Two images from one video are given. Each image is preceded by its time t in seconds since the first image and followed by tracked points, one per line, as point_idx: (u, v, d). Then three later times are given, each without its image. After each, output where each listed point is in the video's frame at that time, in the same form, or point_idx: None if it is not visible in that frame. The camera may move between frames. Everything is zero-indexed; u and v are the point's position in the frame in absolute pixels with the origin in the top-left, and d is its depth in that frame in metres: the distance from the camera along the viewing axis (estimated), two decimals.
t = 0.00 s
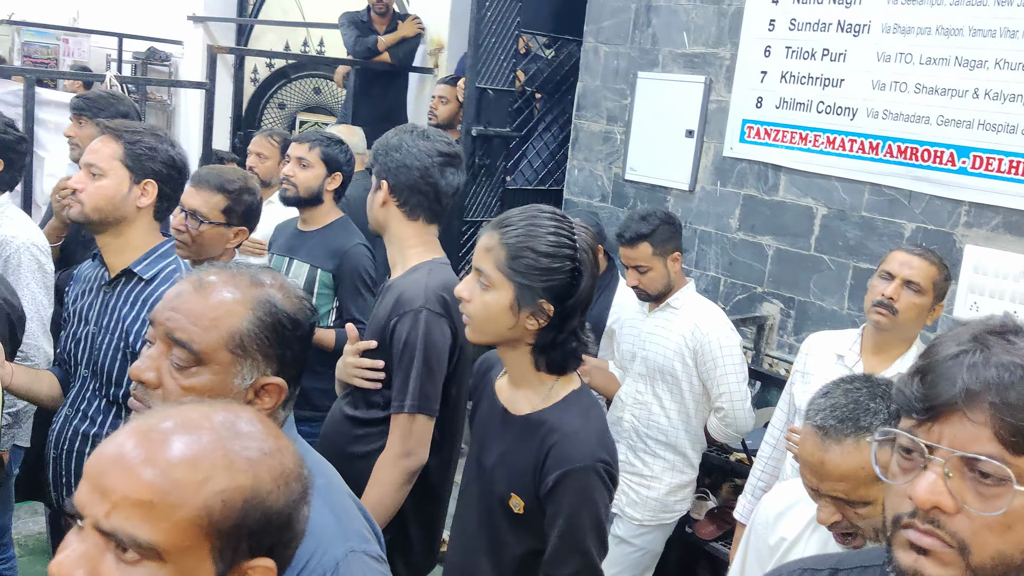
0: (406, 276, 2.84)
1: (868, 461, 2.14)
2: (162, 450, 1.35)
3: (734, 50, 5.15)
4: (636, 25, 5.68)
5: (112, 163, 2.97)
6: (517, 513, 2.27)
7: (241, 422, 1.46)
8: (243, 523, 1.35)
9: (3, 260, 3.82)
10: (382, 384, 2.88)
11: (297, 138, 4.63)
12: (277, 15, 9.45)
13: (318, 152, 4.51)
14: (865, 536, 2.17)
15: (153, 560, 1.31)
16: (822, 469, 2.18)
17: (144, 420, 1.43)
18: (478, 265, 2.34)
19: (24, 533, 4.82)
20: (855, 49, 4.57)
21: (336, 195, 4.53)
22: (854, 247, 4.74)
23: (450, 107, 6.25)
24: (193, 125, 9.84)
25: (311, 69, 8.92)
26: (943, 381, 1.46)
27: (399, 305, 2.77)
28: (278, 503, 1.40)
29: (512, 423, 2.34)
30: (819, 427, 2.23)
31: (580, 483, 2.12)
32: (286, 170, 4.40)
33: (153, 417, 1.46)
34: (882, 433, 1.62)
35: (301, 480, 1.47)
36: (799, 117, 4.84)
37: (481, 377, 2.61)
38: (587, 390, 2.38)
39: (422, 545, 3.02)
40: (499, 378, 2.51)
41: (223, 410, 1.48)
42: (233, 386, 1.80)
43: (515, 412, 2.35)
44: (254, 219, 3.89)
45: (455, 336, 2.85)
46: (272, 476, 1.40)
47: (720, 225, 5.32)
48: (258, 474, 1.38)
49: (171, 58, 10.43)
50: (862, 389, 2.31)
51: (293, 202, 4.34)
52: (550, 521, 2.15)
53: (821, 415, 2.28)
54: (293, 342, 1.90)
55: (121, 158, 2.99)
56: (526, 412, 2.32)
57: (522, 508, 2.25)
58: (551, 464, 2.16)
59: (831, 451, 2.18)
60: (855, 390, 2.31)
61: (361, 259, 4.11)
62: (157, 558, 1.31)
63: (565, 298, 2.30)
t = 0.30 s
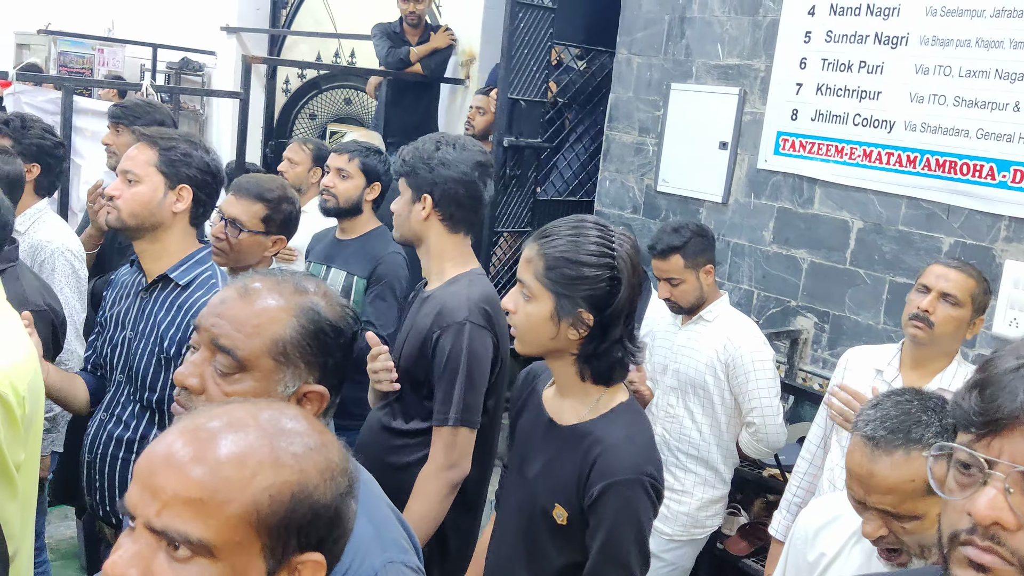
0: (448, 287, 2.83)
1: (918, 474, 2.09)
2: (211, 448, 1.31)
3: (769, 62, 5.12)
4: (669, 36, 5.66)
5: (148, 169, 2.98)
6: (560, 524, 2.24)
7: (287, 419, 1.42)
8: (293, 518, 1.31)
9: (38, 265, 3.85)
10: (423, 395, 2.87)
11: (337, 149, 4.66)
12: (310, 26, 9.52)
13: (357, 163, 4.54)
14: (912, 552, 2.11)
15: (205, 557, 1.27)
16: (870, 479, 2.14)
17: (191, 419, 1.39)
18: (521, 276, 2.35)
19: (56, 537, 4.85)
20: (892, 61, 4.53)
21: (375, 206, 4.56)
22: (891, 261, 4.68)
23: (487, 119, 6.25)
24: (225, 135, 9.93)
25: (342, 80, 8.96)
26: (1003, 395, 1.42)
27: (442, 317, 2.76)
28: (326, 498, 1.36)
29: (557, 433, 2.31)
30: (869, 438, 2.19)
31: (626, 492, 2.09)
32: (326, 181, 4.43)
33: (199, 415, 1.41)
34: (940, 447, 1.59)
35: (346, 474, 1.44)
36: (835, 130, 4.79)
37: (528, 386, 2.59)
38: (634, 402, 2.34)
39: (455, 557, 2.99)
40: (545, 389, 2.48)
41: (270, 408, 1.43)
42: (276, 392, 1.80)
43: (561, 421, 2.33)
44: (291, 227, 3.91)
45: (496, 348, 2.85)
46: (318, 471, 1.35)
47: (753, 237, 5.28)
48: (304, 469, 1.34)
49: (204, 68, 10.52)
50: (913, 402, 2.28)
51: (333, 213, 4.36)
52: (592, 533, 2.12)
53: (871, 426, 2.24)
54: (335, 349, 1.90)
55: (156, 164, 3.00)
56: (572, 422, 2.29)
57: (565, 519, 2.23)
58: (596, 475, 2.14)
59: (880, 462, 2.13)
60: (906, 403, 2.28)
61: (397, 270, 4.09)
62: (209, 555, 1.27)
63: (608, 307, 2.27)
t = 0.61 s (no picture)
0: (499, 297, 2.85)
1: (972, 489, 2.03)
2: (240, 444, 1.22)
3: (807, 71, 5.07)
4: (705, 45, 5.62)
5: (187, 173, 2.99)
6: (610, 533, 2.18)
7: (318, 413, 1.32)
8: (322, 514, 1.22)
9: (74, 269, 3.87)
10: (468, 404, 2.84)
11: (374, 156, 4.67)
12: (343, 35, 9.58)
13: (397, 170, 4.54)
14: (960, 568, 2.06)
15: (235, 555, 1.19)
16: (921, 495, 2.09)
17: (222, 416, 1.30)
18: (567, 285, 2.31)
19: (88, 540, 4.87)
20: (934, 71, 4.47)
21: (411, 213, 4.57)
22: (931, 273, 4.62)
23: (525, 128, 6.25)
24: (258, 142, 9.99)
25: (374, 89, 8.98)
26: None
27: (498, 325, 2.77)
28: (356, 492, 1.26)
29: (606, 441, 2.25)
30: (920, 452, 2.14)
31: (683, 503, 2.04)
32: (364, 188, 4.44)
33: (232, 410, 1.33)
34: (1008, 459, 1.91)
35: (378, 467, 1.33)
36: (875, 140, 4.73)
37: (568, 391, 2.53)
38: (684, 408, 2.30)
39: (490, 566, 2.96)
40: (590, 397, 2.43)
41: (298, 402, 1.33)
42: (323, 396, 1.78)
43: (609, 429, 2.27)
44: (329, 233, 3.93)
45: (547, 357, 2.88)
46: (348, 465, 1.25)
47: (789, 248, 5.23)
48: (333, 464, 1.24)
49: (238, 76, 10.61)
50: (967, 415, 2.22)
51: (370, 219, 4.37)
52: (644, 543, 2.07)
53: (923, 439, 2.19)
54: (381, 354, 1.88)
55: (195, 168, 3.00)
56: (622, 430, 2.24)
57: (617, 528, 2.16)
58: (652, 483, 2.09)
59: (931, 477, 2.08)
60: (959, 416, 2.22)
61: (429, 275, 4.08)
62: (238, 553, 1.19)
63: (659, 310, 2.25)
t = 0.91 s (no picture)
0: (551, 302, 2.84)
1: None
2: (301, 438, 1.21)
3: (852, 78, 5.01)
4: (748, 52, 5.58)
5: (238, 175, 3.00)
6: (665, 541, 2.12)
7: (377, 411, 1.30)
8: (382, 511, 1.20)
9: (118, 270, 3.88)
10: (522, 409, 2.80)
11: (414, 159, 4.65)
12: (380, 41, 9.63)
13: (434, 174, 4.53)
14: None
15: (296, 549, 1.16)
16: (974, 515, 2.04)
17: (282, 411, 1.29)
18: (634, 290, 2.21)
19: (126, 539, 4.90)
20: (983, 78, 4.39)
21: (449, 217, 4.56)
22: (978, 284, 4.54)
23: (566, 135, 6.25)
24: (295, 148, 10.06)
25: (410, 96, 9.00)
26: None
27: (559, 330, 2.75)
28: (415, 490, 1.25)
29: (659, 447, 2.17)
30: (968, 473, 2.09)
31: (745, 511, 1.99)
32: (402, 190, 4.43)
33: (290, 407, 1.31)
34: None
35: (437, 467, 1.32)
36: (921, 148, 4.65)
37: (611, 397, 2.41)
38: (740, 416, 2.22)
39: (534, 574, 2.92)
40: (639, 401, 2.32)
41: (354, 399, 1.33)
42: (376, 396, 1.77)
43: (664, 436, 2.17)
44: (372, 236, 3.95)
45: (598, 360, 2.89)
46: (408, 463, 1.24)
47: (832, 257, 5.16)
48: (393, 461, 1.23)
49: (276, 81, 10.68)
50: (1016, 430, 2.16)
51: (408, 221, 4.36)
52: (704, 553, 2.02)
53: (971, 460, 2.13)
54: (433, 355, 1.88)
55: (245, 170, 3.01)
56: (680, 436, 2.15)
57: (674, 536, 2.10)
58: (711, 492, 2.02)
59: (984, 497, 2.03)
60: (1008, 432, 2.16)
61: (469, 280, 4.08)
62: (299, 547, 1.17)
63: (733, 314, 2.21)
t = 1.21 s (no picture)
0: (585, 304, 2.81)
1: None
2: (345, 437, 1.19)
3: (889, 81, 4.95)
4: (782, 55, 5.53)
5: (275, 174, 3.00)
6: (709, 544, 2.08)
7: (424, 409, 1.29)
8: (427, 512, 1.18)
9: (149, 270, 3.86)
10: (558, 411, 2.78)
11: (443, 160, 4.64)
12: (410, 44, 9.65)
13: (464, 175, 4.52)
14: None
15: (340, 548, 1.15)
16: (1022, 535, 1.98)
17: (326, 408, 1.28)
18: (699, 304, 2.11)
19: (156, 537, 4.92)
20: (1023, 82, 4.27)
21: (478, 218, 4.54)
22: (1017, 290, 4.45)
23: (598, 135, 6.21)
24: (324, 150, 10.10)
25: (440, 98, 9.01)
26: None
27: (595, 332, 2.72)
28: (461, 491, 1.23)
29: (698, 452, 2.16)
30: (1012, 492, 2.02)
31: (792, 510, 1.96)
32: (431, 191, 4.42)
33: (333, 404, 1.31)
34: None
35: (484, 467, 1.30)
36: (959, 152, 4.57)
37: (644, 406, 2.35)
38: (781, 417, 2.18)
39: None
40: (674, 404, 2.28)
41: (399, 396, 1.31)
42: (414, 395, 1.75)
43: (704, 437, 2.15)
44: (404, 236, 3.95)
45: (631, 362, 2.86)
46: (454, 463, 1.22)
47: (868, 262, 5.10)
48: (440, 461, 1.21)
49: (306, 84, 10.72)
50: None
51: (436, 222, 4.35)
52: (751, 554, 1.99)
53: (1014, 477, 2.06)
54: (471, 354, 1.86)
55: (282, 170, 3.02)
56: (719, 437, 2.12)
57: (719, 537, 2.07)
58: (757, 490, 2.00)
59: None
60: None
61: (501, 281, 4.06)
62: (343, 545, 1.16)
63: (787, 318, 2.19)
